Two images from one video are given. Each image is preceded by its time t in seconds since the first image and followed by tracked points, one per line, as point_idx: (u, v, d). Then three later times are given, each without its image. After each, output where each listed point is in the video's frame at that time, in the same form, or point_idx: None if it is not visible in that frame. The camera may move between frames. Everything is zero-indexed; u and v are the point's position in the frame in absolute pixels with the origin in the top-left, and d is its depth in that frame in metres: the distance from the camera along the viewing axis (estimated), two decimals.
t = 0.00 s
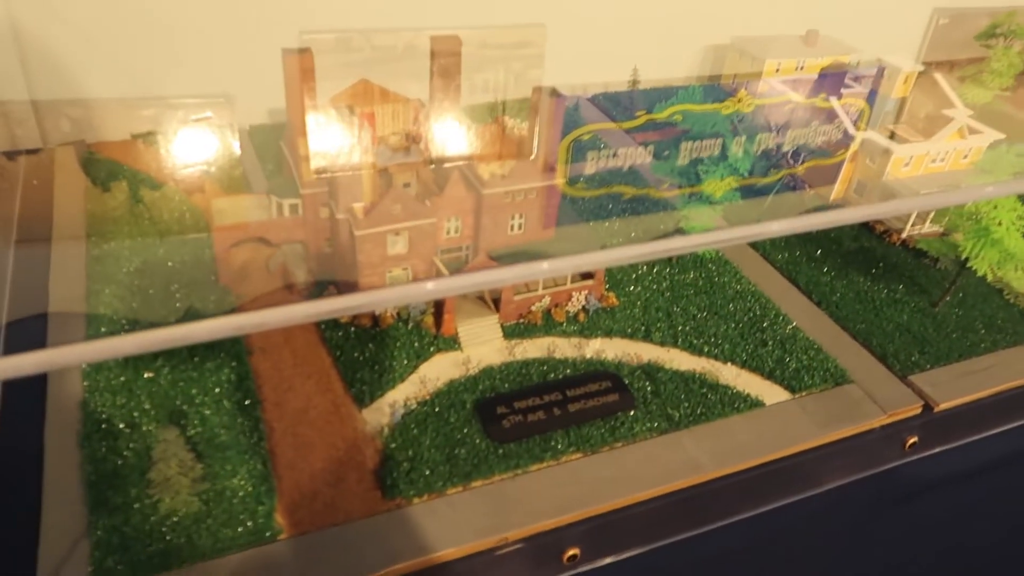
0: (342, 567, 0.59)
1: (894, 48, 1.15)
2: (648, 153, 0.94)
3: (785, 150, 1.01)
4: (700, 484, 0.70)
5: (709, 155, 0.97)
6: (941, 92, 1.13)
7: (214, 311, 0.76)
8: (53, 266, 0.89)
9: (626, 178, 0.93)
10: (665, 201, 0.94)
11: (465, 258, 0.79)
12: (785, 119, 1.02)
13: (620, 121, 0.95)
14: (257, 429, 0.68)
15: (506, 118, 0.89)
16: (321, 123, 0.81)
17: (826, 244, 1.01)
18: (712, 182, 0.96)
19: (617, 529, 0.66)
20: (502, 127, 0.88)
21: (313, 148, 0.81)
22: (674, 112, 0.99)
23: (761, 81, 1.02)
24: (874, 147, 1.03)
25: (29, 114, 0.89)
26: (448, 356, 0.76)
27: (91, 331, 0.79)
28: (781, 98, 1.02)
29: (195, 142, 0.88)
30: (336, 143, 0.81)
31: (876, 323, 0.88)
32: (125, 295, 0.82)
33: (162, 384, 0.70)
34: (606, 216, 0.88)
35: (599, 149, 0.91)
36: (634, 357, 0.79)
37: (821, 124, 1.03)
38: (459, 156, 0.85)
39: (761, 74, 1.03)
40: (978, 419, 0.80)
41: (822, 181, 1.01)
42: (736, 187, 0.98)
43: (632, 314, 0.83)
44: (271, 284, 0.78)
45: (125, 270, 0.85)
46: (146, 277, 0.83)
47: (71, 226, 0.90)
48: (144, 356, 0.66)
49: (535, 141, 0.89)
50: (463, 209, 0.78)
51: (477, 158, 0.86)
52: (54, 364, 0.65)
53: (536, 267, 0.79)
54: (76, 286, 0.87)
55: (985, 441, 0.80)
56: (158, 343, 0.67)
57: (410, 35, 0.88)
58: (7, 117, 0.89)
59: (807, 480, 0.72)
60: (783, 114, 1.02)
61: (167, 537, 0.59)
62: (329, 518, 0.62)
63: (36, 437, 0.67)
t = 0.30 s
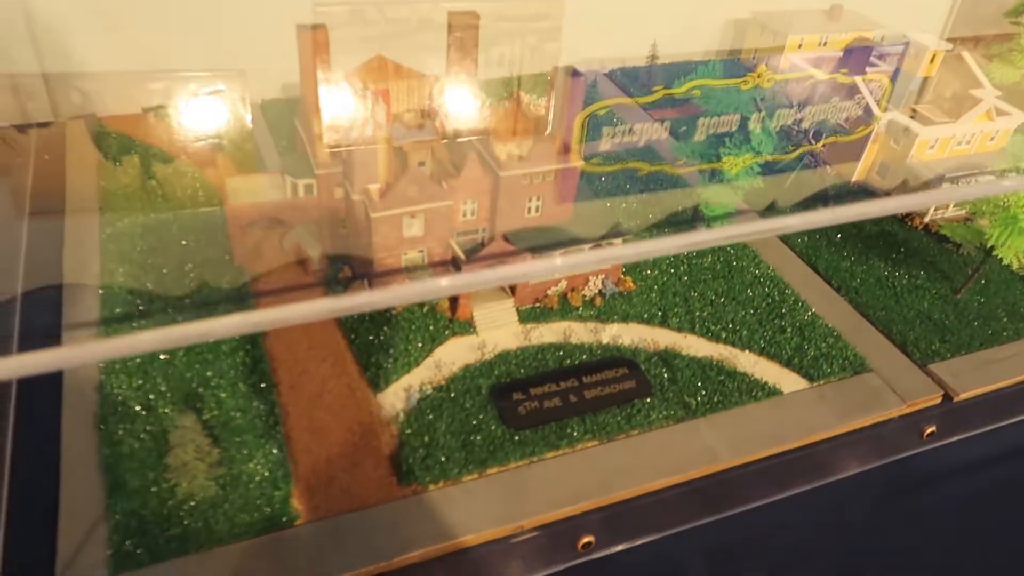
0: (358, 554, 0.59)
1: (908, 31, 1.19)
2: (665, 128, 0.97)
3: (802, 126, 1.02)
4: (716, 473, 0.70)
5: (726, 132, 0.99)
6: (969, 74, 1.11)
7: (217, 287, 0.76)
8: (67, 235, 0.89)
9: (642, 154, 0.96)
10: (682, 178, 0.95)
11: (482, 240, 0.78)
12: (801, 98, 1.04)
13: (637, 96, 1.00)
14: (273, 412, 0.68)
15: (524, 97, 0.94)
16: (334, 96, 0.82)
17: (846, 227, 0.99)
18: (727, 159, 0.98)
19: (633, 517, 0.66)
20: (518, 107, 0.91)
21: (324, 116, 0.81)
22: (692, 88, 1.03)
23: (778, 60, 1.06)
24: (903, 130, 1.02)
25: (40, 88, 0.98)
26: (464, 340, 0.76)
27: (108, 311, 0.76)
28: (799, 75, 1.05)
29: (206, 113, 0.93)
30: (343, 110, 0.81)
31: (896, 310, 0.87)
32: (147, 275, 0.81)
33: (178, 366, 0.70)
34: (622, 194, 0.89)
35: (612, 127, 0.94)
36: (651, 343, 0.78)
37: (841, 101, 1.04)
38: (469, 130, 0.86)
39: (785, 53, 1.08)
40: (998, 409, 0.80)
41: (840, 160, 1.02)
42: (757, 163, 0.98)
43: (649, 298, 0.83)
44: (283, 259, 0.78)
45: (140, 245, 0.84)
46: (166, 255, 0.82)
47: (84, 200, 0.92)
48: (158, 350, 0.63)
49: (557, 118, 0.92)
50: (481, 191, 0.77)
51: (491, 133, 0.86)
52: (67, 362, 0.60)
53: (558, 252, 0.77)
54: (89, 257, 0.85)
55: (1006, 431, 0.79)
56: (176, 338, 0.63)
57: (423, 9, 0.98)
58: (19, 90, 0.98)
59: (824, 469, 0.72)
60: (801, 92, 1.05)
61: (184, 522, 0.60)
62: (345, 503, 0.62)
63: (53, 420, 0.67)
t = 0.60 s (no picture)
0: (377, 535, 0.62)
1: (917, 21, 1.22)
2: (676, 118, 0.99)
3: (812, 117, 1.03)
4: (725, 459, 0.72)
5: (735, 121, 1.01)
6: (982, 64, 1.12)
7: (236, 274, 0.78)
8: (90, 220, 0.91)
9: (653, 142, 0.98)
10: (693, 166, 0.97)
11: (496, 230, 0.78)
12: (812, 86, 1.07)
13: (649, 87, 1.04)
14: (294, 397, 0.70)
15: (539, 87, 0.96)
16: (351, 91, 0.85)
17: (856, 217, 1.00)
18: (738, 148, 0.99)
19: (642, 501, 0.68)
20: (531, 96, 0.94)
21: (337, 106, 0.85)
22: (705, 76, 1.07)
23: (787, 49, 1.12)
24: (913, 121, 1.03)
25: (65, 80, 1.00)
26: (478, 327, 0.77)
27: (132, 297, 0.79)
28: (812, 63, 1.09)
29: (212, 100, 0.98)
30: (357, 93, 0.85)
31: (904, 300, 0.88)
32: (168, 262, 0.82)
33: (201, 351, 0.72)
34: (634, 183, 0.91)
35: (624, 116, 0.97)
36: (662, 332, 0.80)
37: (852, 89, 1.06)
38: (483, 117, 0.88)
39: (795, 42, 1.13)
40: (1003, 397, 0.81)
41: (851, 149, 1.02)
42: (768, 152, 1.00)
43: (660, 288, 0.84)
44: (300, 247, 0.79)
45: (162, 233, 0.86)
46: (185, 243, 0.84)
47: (104, 186, 0.94)
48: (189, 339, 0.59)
49: (567, 105, 0.95)
50: (496, 181, 0.79)
51: (505, 121, 0.87)
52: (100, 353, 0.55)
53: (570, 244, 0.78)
54: (114, 247, 0.86)
55: (1011, 420, 0.80)
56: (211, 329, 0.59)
57: None
58: (41, 78, 1.00)
59: (830, 456, 0.73)
60: (812, 81, 1.07)
61: (209, 503, 0.62)
62: (365, 486, 0.64)
63: (82, 403, 0.69)
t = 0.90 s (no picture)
0: (393, 539, 0.61)
1: (934, 29, 1.21)
2: (692, 127, 1.01)
3: (827, 125, 1.04)
4: (744, 466, 0.71)
5: (752, 129, 1.03)
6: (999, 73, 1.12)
7: (253, 278, 0.78)
8: (107, 224, 0.90)
9: (668, 149, 0.98)
10: (708, 175, 0.96)
11: (513, 234, 0.79)
12: (827, 95, 1.08)
13: (664, 95, 1.05)
14: (310, 399, 0.69)
15: (554, 93, 0.96)
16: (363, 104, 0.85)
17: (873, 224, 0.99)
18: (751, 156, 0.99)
19: (661, 508, 0.67)
20: (546, 102, 0.92)
21: (353, 115, 0.84)
22: (720, 86, 1.08)
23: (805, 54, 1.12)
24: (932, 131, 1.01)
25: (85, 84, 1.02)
26: (495, 332, 0.77)
27: (147, 299, 0.78)
28: (825, 73, 1.10)
29: (224, 108, 0.99)
30: (370, 101, 0.85)
31: (924, 309, 0.88)
32: (185, 265, 0.82)
33: (217, 352, 0.72)
34: (650, 190, 0.90)
35: (639, 123, 0.98)
36: (679, 338, 0.79)
37: (867, 99, 1.08)
38: (499, 124, 0.88)
39: (810, 51, 1.12)
40: None
41: (867, 158, 1.02)
42: (784, 159, 1.00)
43: (677, 294, 0.83)
44: (317, 250, 0.80)
45: (179, 235, 0.86)
46: (201, 246, 0.84)
47: (123, 191, 0.94)
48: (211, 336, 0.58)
49: (583, 112, 0.95)
50: (513, 186, 0.78)
51: (521, 128, 0.87)
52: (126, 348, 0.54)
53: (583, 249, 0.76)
54: (132, 251, 0.85)
55: None
56: (235, 325, 0.58)
57: (453, 4, 0.99)
58: (59, 82, 1.02)
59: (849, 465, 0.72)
60: (827, 90, 1.09)
61: (225, 505, 0.61)
62: (382, 489, 0.64)
63: (98, 403, 0.69)
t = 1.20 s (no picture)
0: (422, 560, 0.59)
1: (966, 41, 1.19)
2: (718, 139, 0.98)
3: (858, 137, 1.02)
4: (782, 488, 0.68)
5: (781, 141, 1.00)
6: None
7: (278, 289, 0.76)
8: (133, 235, 0.89)
9: (692, 163, 0.96)
10: (738, 188, 0.93)
11: (542, 247, 0.78)
12: (856, 107, 1.06)
13: (691, 107, 1.03)
14: (336, 415, 0.68)
15: (581, 105, 0.94)
16: (387, 116, 0.84)
17: (909, 240, 0.97)
18: (781, 169, 0.96)
19: (695, 531, 0.65)
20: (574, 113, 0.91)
21: (376, 128, 0.84)
22: (746, 97, 1.06)
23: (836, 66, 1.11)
24: (966, 146, 0.99)
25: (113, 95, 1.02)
26: (523, 347, 0.75)
27: (172, 310, 0.75)
28: (853, 85, 1.08)
29: (246, 122, 0.97)
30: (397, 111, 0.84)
31: (963, 326, 0.86)
32: (209, 277, 0.81)
33: (243, 366, 0.71)
34: (679, 203, 0.88)
35: (662, 136, 0.96)
36: (712, 354, 0.78)
37: (897, 111, 1.05)
38: (527, 134, 0.87)
39: (840, 64, 1.11)
40: None
41: (902, 172, 0.97)
42: (818, 173, 0.96)
43: (709, 309, 0.82)
44: (342, 261, 0.78)
45: (205, 246, 0.86)
46: (225, 256, 0.83)
47: (149, 203, 0.93)
48: (242, 349, 0.57)
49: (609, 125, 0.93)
50: (542, 198, 0.77)
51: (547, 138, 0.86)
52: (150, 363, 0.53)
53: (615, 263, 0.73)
54: (157, 262, 0.85)
55: None
56: (263, 339, 0.57)
57: (480, 16, 1.01)
58: (86, 91, 1.01)
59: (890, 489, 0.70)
60: (855, 103, 1.06)
61: (250, 523, 0.60)
62: (410, 509, 0.62)
63: (122, 416, 0.68)
